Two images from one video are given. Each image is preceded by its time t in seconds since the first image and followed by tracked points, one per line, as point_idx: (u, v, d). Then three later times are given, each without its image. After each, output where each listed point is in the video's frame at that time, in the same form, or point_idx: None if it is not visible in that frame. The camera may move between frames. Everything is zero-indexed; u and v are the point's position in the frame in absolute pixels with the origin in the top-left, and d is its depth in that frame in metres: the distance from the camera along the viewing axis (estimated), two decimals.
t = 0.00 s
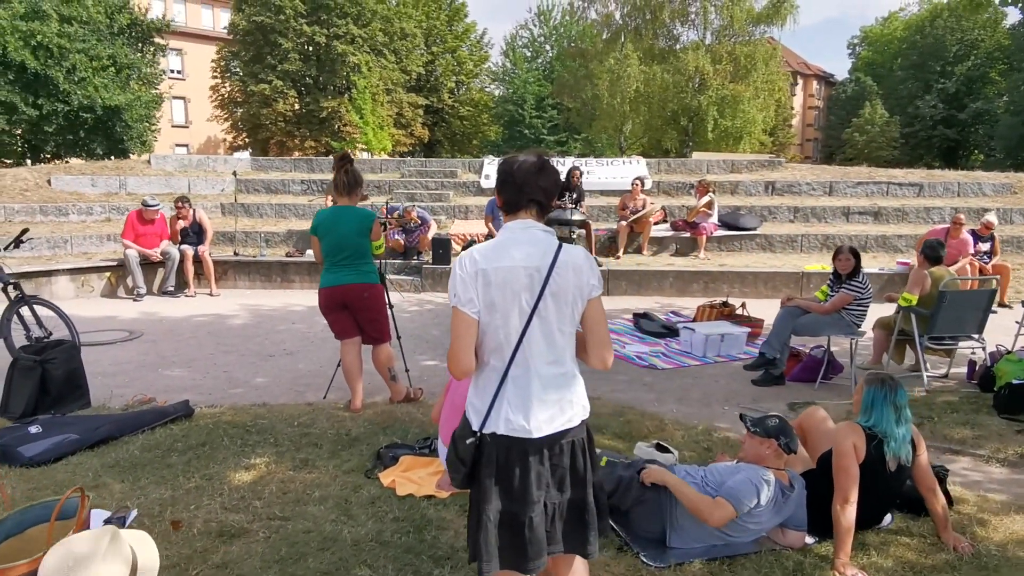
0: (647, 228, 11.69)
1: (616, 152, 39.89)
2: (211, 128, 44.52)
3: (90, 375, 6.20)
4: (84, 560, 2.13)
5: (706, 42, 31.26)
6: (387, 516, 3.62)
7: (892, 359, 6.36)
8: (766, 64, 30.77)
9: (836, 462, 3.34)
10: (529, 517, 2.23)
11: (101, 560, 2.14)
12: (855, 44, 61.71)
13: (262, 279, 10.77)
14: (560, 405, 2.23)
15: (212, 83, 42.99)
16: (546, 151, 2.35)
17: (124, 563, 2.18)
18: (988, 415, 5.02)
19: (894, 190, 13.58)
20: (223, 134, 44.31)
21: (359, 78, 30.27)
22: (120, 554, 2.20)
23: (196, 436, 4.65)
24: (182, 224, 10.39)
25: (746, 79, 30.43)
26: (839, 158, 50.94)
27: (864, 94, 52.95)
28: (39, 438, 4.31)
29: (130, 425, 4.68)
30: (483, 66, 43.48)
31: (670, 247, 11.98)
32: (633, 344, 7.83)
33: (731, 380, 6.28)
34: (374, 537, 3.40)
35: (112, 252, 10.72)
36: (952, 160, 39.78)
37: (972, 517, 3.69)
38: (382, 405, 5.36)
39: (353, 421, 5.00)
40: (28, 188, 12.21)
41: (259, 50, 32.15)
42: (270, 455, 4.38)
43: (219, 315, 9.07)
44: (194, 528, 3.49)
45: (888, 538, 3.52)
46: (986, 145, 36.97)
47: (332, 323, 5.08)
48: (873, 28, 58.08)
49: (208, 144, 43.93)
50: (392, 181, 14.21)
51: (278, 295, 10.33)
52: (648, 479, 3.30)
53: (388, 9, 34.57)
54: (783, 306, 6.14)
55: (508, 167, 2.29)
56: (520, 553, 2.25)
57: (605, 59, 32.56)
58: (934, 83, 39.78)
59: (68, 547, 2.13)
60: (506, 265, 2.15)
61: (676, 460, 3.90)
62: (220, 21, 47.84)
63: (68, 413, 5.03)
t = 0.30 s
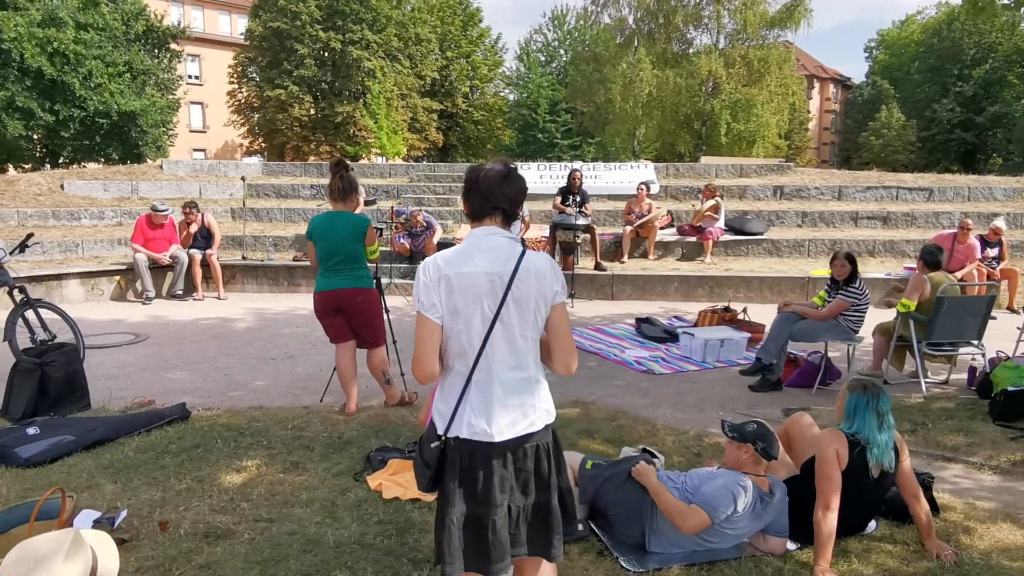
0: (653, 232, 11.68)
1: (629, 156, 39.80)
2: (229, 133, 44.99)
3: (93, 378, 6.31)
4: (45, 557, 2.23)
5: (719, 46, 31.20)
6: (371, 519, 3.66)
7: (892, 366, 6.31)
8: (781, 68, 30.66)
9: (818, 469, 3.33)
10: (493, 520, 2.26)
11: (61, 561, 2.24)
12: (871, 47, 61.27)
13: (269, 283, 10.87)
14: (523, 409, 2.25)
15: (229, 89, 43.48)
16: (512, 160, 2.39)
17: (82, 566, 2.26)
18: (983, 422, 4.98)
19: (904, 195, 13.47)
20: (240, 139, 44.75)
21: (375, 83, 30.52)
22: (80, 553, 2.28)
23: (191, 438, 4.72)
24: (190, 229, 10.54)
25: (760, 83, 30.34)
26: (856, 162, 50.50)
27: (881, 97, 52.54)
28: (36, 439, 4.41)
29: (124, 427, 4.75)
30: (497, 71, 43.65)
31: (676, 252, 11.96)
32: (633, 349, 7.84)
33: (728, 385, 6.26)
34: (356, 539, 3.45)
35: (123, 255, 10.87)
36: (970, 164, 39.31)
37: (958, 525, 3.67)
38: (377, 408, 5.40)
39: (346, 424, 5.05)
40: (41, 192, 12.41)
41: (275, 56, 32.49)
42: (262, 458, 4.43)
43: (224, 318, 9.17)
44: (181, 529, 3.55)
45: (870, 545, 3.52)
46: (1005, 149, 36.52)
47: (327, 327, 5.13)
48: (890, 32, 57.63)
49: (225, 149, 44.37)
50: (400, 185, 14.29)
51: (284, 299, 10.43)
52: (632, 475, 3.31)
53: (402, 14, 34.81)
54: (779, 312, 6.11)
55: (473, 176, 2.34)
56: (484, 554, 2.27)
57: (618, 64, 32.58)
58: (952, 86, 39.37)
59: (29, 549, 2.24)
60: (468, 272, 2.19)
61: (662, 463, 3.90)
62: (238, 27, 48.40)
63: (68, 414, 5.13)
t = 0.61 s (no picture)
0: (664, 237, 11.66)
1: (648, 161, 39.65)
2: (251, 138, 45.53)
3: (104, 378, 6.42)
4: (18, 549, 2.49)
5: (738, 50, 31.04)
6: (362, 519, 3.69)
7: (898, 372, 6.25)
8: (800, 72, 30.43)
9: (810, 476, 3.29)
10: (464, 519, 2.29)
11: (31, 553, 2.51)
12: (894, 51, 60.63)
13: (282, 286, 11.00)
14: (493, 410, 2.28)
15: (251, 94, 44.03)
16: (488, 164, 2.41)
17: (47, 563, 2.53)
18: (985, 430, 4.94)
19: (921, 200, 13.32)
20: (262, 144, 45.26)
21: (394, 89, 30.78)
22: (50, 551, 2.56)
23: (193, 438, 4.79)
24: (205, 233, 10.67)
25: (779, 87, 30.18)
26: (878, 167, 49.91)
27: (905, 102, 51.97)
28: (40, 438, 4.51)
29: (126, 428, 4.83)
30: (516, 77, 43.80)
31: (688, 256, 11.92)
32: (639, 353, 7.83)
33: (732, 391, 6.23)
34: (345, 539, 3.48)
35: (140, 259, 11.05)
36: (996, 168, 38.67)
37: (952, 532, 3.63)
38: (377, 410, 5.45)
39: (346, 426, 5.10)
40: (62, 197, 12.64)
41: (297, 62, 32.85)
42: (261, 458, 4.49)
43: (236, 321, 9.28)
44: (175, 527, 3.61)
45: (861, 551, 3.49)
46: None
47: (328, 330, 5.19)
48: (913, 36, 56.98)
49: (247, 154, 44.90)
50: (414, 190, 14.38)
51: (296, 302, 10.54)
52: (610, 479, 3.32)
53: (422, 21, 35.06)
54: (783, 317, 6.06)
55: (449, 180, 2.37)
56: (456, 553, 2.30)
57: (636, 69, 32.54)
58: (976, 90, 38.79)
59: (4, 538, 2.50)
60: (439, 274, 2.22)
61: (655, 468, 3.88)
62: (261, 34, 49.02)
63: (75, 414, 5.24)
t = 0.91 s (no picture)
0: (671, 240, 11.60)
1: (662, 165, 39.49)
2: (267, 142, 45.86)
3: (106, 379, 6.47)
4: None
5: (752, 53, 30.89)
6: (347, 521, 3.68)
7: (902, 377, 6.15)
8: (815, 74, 30.18)
9: (798, 481, 3.24)
10: (431, 521, 2.28)
11: None
12: (912, 54, 60.05)
13: (289, 288, 11.05)
14: (460, 411, 2.27)
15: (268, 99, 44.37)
16: (461, 165, 2.41)
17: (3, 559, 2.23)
18: (986, 436, 4.84)
19: (933, 203, 13.16)
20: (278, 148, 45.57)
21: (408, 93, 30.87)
22: (10, 544, 2.26)
23: (187, 438, 4.81)
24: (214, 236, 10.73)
25: (793, 90, 30.02)
26: (896, 171, 49.38)
27: (923, 105, 51.48)
28: (37, 437, 4.54)
29: (123, 428, 4.85)
30: (531, 81, 43.83)
31: (695, 260, 11.85)
32: (641, 356, 7.79)
33: (732, 395, 6.17)
34: (330, 540, 3.48)
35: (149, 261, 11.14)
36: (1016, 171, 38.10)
37: (946, 540, 3.56)
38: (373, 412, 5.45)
39: (341, 428, 5.10)
40: (74, 200, 12.77)
41: (313, 67, 33.02)
42: (253, 459, 4.49)
43: (242, 323, 9.33)
44: (162, 527, 3.62)
45: (850, 559, 3.45)
46: None
47: (324, 332, 5.19)
48: (931, 37, 56.40)
49: (264, 157, 45.20)
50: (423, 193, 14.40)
51: (302, 305, 10.57)
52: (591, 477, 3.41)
53: (437, 25, 35.19)
54: (784, 320, 5.97)
55: (420, 181, 2.37)
56: (423, 556, 2.30)
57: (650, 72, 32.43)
58: (996, 92, 38.29)
59: None
60: (405, 274, 2.23)
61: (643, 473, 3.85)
62: (278, 40, 49.42)
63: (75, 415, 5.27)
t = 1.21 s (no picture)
0: (671, 243, 11.51)
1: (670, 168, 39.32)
2: (276, 146, 46.06)
3: (98, 381, 6.46)
4: None
5: (760, 56, 30.73)
6: (324, 527, 3.64)
7: (900, 382, 6.03)
8: (823, 77, 30.01)
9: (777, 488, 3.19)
10: (391, 528, 2.24)
11: None
12: (923, 56, 59.66)
13: (288, 291, 11.03)
14: (418, 415, 2.22)
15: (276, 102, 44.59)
16: (424, 165, 2.37)
17: None
18: (982, 442, 4.72)
19: (939, 206, 13.01)
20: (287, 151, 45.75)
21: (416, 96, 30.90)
22: None
23: (172, 441, 4.77)
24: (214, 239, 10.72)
25: (801, 93, 29.86)
26: (907, 173, 48.98)
27: (934, 107, 51.14)
28: (22, 439, 4.50)
29: (108, 431, 4.80)
30: (539, 84, 43.84)
31: (697, 263, 11.75)
32: (638, 359, 7.72)
33: (726, 399, 6.09)
34: (305, 545, 3.44)
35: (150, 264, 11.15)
36: None
37: (933, 549, 3.46)
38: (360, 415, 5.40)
39: (327, 432, 5.05)
40: (76, 203, 12.82)
41: (321, 71, 33.16)
42: (235, 463, 4.46)
43: (239, 326, 9.31)
44: (139, 531, 3.59)
45: (834, 569, 3.39)
46: None
47: (312, 334, 5.14)
48: (941, 39, 56.00)
49: (273, 161, 45.40)
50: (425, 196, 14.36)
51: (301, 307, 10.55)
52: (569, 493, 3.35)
53: (444, 29, 35.24)
54: (779, 323, 5.91)
55: (382, 181, 2.33)
56: (382, 564, 2.25)
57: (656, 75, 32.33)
58: (1007, 94, 37.92)
59: None
60: (364, 275, 2.18)
61: (626, 479, 3.81)
62: (287, 44, 49.72)
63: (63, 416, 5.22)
